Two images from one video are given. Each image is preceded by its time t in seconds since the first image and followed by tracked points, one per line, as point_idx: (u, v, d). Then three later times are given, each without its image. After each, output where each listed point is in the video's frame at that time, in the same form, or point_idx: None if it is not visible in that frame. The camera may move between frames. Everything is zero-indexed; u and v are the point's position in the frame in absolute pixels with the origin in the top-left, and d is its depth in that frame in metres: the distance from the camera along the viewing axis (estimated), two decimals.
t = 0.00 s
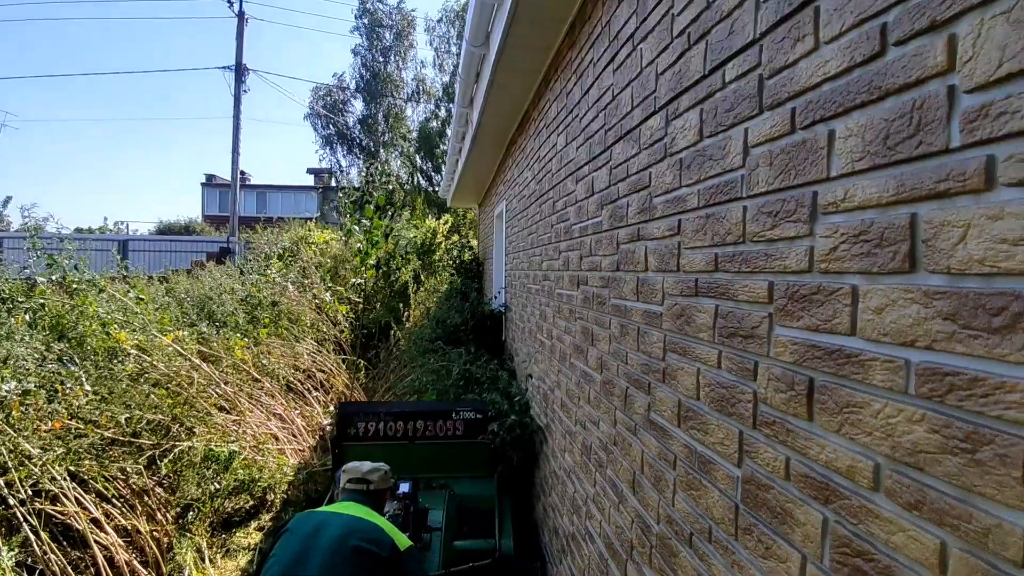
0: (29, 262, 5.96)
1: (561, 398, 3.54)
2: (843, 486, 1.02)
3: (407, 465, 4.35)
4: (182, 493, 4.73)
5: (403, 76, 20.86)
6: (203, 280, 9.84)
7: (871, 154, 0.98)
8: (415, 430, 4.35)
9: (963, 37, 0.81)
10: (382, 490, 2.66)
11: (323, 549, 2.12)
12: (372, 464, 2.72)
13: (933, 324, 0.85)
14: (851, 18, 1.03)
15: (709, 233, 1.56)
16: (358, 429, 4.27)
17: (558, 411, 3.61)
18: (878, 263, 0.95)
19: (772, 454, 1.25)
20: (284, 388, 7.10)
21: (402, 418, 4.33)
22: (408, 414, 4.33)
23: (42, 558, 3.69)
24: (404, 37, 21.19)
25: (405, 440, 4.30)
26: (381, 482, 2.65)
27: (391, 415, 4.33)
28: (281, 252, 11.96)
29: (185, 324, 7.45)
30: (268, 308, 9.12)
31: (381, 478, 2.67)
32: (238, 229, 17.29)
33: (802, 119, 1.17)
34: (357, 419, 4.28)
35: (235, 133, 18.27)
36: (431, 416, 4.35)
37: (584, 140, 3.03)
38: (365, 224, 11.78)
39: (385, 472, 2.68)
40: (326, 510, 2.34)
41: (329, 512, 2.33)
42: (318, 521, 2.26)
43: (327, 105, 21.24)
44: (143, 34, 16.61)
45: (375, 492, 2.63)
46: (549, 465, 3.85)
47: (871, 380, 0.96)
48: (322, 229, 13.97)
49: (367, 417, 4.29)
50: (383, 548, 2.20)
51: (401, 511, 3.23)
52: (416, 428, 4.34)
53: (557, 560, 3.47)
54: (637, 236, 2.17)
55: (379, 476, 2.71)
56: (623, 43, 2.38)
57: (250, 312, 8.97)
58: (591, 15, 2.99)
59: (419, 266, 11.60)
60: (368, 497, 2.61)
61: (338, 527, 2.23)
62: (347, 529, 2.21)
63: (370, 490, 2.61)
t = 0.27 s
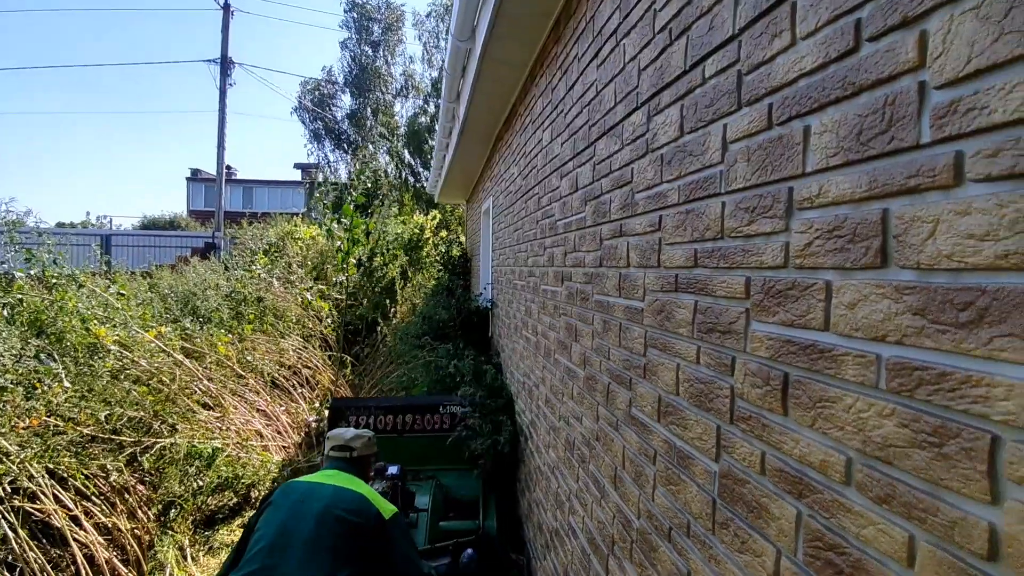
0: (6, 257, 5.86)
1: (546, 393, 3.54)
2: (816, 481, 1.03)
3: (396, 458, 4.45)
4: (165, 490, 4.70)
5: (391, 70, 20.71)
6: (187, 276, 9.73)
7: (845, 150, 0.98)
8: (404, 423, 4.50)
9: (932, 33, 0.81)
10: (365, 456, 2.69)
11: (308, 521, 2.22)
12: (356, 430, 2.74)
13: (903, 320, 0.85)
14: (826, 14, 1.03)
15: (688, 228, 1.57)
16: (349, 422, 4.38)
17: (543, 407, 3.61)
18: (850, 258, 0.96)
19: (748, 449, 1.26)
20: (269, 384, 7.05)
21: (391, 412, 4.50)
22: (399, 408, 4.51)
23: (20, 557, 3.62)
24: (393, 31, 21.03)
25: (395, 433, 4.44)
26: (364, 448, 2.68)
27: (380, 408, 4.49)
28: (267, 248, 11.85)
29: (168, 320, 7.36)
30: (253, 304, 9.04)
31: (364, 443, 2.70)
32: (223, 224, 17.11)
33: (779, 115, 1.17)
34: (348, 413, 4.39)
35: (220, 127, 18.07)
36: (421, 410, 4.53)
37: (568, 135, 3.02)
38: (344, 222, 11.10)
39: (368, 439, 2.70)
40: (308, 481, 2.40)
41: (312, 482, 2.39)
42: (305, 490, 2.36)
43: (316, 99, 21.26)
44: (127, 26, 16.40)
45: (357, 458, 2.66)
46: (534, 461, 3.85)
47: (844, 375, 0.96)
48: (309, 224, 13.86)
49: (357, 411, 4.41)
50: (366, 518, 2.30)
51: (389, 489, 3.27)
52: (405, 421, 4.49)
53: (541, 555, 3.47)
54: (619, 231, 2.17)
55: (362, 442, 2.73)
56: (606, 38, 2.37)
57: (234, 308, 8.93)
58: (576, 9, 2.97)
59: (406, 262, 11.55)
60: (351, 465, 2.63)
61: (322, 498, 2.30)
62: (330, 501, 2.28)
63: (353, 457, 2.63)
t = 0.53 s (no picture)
0: None
1: (533, 389, 3.54)
2: (795, 477, 1.04)
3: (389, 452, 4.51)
4: (150, 488, 4.68)
5: (382, 66, 20.59)
6: (174, 273, 9.64)
7: (824, 148, 0.98)
8: (397, 418, 4.51)
9: (910, 31, 0.82)
10: (354, 415, 2.73)
11: (303, 492, 2.27)
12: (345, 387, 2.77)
13: (879, 316, 0.86)
14: (806, 12, 1.04)
15: (672, 225, 1.57)
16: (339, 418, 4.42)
17: (531, 403, 3.61)
18: (829, 256, 0.96)
19: (730, 445, 1.26)
20: (257, 381, 7.01)
21: (384, 407, 4.49)
22: (391, 402, 4.50)
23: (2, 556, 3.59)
24: (383, 26, 20.92)
25: (386, 428, 4.45)
26: (352, 407, 2.72)
27: (372, 403, 4.49)
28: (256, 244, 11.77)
29: (154, 317, 7.29)
30: (241, 301, 8.99)
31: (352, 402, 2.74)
32: (211, 220, 16.95)
33: (761, 112, 1.18)
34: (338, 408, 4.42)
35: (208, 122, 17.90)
36: (413, 405, 4.51)
37: (556, 132, 3.02)
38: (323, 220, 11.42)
39: (356, 398, 2.73)
40: (299, 445, 2.42)
41: (302, 447, 2.41)
42: (295, 458, 2.37)
43: (305, 95, 21.13)
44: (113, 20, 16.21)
45: (346, 419, 2.71)
46: (521, 458, 3.86)
47: (822, 371, 0.97)
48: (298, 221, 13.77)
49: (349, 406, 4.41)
50: (359, 484, 2.34)
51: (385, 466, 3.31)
52: (397, 416, 4.49)
53: (529, 551, 3.48)
54: (605, 228, 2.18)
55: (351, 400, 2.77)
56: (593, 35, 2.37)
57: (222, 305, 8.87)
58: (564, 5, 2.97)
59: (396, 259, 11.52)
60: (340, 424, 2.69)
61: (314, 467, 2.32)
62: (322, 471, 2.31)
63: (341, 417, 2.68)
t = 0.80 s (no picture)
0: None
1: (526, 387, 3.54)
2: (784, 472, 1.04)
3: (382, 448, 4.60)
4: (139, 488, 4.62)
5: (375, 62, 20.49)
6: (165, 271, 9.58)
7: (812, 145, 0.99)
8: (388, 414, 4.61)
9: (897, 29, 0.82)
10: (361, 391, 3.02)
11: (314, 471, 2.57)
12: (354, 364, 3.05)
13: (866, 313, 0.86)
14: (795, 9, 1.04)
15: (663, 223, 1.57)
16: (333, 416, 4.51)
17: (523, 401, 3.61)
18: (817, 253, 0.97)
19: (719, 441, 1.27)
20: (248, 380, 6.98)
21: (377, 403, 4.59)
22: (382, 399, 4.62)
23: None
24: (376, 23, 20.81)
25: (380, 424, 4.56)
26: (360, 383, 3.00)
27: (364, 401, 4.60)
28: (248, 241, 11.70)
29: (144, 315, 7.23)
30: (233, 299, 8.94)
31: (361, 378, 3.03)
32: (202, 217, 16.83)
33: (750, 109, 1.18)
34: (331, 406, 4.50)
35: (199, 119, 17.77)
36: (404, 401, 4.64)
37: (548, 129, 3.02)
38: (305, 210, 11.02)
39: (364, 374, 3.02)
40: (310, 425, 2.70)
41: (313, 428, 2.68)
42: (306, 438, 2.66)
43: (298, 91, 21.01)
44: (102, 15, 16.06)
45: (353, 393, 2.99)
46: (514, 455, 3.86)
47: (810, 367, 0.97)
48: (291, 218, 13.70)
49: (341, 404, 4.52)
50: (364, 460, 2.63)
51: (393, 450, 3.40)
52: (388, 412, 4.61)
53: (521, 548, 3.48)
54: (596, 226, 2.18)
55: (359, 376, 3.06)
56: (585, 32, 2.37)
57: (213, 303, 8.82)
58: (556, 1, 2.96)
59: (389, 257, 11.48)
60: (348, 399, 2.98)
61: (324, 449, 2.60)
62: (331, 452, 2.59)
63: (349, 391, 2.97)
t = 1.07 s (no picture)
0: None
1: (522, 384, 3.54)
2: (780, 466, 1.05)
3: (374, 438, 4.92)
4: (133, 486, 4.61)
5: (371, 59, 20.41)
6: (159, 269, 9.53)
7: (809, 141, 0.99)
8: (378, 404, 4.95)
9: (893, 24, 0.82)
10: (397, 388, 3.00)
11: (349, 467, 2.67)
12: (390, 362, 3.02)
13: (863, 308, 0.87)
14: (792, 5, 1.04)
15: (660, 219, 1.57)
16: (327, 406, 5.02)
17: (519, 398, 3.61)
18: (814, 248, 0.97)
19: (716, 436, 1.27)
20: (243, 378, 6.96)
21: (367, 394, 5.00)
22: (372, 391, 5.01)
23: None
24: (371, 20, 20.72)
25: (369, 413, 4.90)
26: (396, 380, 2.98)
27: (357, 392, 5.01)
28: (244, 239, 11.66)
29: (138, 313, 7.20)
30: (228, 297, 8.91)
31: (397, 376, 2.99)
32: (196, 215, 16.74)
33: (746, 105, 1.18)
34: (326, 397, 5.06)
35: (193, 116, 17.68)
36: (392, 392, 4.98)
37: (544, 127, 3.01)
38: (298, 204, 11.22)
39: (399, 372, 2.98)
40: (347, 418, 2.78)
41: (349, 421, 2.76)
42: (342, 432, 2.75)
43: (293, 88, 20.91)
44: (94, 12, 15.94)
45: (390, 389, 2.97)
46: (510, 452, 3.86)
47: (807, 362, 0.98)
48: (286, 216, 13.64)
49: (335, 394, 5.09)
50: (397, 457, 2.71)
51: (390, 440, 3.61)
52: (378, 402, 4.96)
53: (517, 545, 3.49)
54: (593, 223, 2.18)
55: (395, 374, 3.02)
56: (581, 28, 2.37)
57: (208, 301, 8.80)
58: None
59: (384, 255, 11.45)
60: (382, 397, 2.95)
61: (359, 444, 2.69)
62: (364, 449, 2.68)
63: (385, 389, 2.95)
